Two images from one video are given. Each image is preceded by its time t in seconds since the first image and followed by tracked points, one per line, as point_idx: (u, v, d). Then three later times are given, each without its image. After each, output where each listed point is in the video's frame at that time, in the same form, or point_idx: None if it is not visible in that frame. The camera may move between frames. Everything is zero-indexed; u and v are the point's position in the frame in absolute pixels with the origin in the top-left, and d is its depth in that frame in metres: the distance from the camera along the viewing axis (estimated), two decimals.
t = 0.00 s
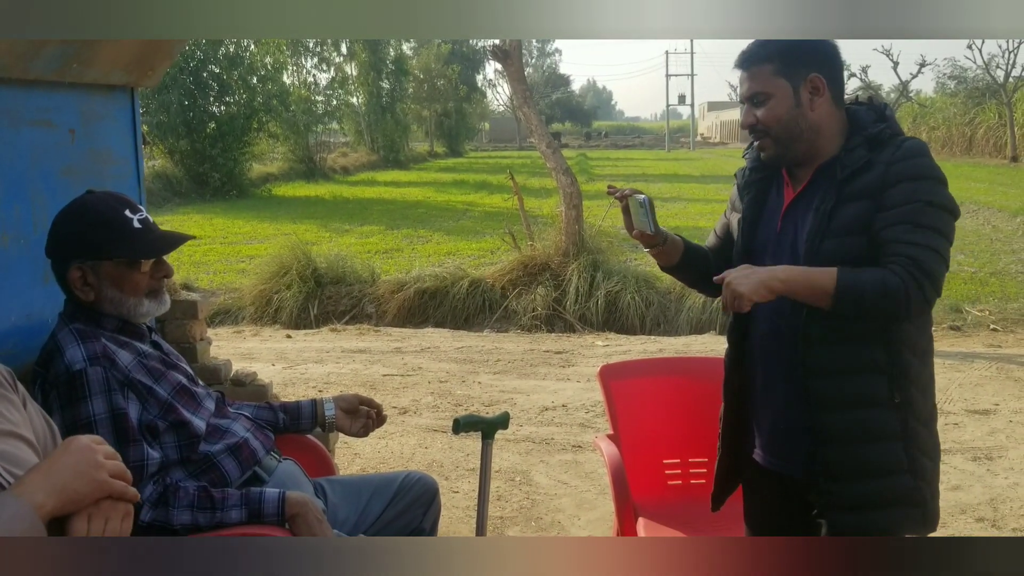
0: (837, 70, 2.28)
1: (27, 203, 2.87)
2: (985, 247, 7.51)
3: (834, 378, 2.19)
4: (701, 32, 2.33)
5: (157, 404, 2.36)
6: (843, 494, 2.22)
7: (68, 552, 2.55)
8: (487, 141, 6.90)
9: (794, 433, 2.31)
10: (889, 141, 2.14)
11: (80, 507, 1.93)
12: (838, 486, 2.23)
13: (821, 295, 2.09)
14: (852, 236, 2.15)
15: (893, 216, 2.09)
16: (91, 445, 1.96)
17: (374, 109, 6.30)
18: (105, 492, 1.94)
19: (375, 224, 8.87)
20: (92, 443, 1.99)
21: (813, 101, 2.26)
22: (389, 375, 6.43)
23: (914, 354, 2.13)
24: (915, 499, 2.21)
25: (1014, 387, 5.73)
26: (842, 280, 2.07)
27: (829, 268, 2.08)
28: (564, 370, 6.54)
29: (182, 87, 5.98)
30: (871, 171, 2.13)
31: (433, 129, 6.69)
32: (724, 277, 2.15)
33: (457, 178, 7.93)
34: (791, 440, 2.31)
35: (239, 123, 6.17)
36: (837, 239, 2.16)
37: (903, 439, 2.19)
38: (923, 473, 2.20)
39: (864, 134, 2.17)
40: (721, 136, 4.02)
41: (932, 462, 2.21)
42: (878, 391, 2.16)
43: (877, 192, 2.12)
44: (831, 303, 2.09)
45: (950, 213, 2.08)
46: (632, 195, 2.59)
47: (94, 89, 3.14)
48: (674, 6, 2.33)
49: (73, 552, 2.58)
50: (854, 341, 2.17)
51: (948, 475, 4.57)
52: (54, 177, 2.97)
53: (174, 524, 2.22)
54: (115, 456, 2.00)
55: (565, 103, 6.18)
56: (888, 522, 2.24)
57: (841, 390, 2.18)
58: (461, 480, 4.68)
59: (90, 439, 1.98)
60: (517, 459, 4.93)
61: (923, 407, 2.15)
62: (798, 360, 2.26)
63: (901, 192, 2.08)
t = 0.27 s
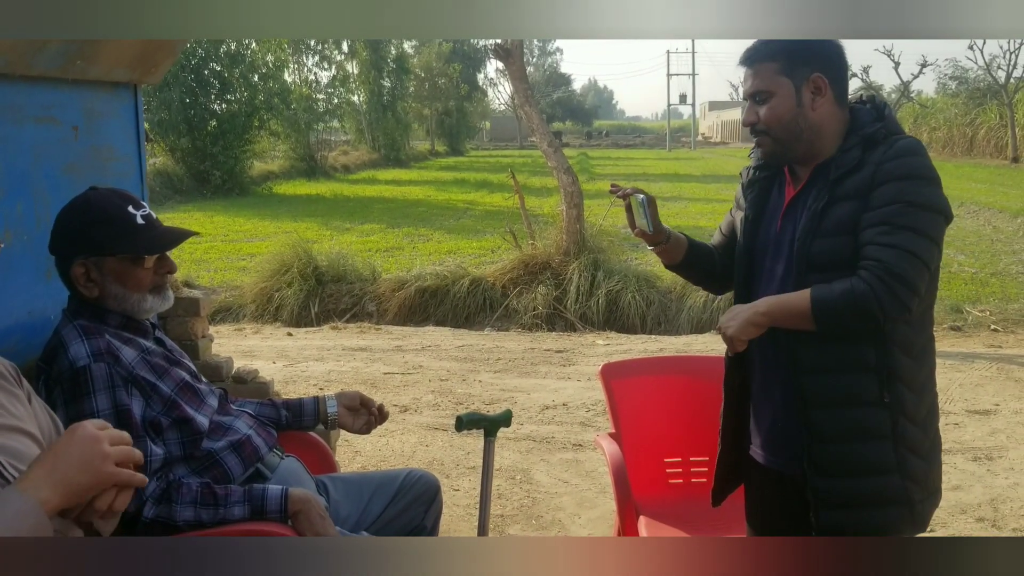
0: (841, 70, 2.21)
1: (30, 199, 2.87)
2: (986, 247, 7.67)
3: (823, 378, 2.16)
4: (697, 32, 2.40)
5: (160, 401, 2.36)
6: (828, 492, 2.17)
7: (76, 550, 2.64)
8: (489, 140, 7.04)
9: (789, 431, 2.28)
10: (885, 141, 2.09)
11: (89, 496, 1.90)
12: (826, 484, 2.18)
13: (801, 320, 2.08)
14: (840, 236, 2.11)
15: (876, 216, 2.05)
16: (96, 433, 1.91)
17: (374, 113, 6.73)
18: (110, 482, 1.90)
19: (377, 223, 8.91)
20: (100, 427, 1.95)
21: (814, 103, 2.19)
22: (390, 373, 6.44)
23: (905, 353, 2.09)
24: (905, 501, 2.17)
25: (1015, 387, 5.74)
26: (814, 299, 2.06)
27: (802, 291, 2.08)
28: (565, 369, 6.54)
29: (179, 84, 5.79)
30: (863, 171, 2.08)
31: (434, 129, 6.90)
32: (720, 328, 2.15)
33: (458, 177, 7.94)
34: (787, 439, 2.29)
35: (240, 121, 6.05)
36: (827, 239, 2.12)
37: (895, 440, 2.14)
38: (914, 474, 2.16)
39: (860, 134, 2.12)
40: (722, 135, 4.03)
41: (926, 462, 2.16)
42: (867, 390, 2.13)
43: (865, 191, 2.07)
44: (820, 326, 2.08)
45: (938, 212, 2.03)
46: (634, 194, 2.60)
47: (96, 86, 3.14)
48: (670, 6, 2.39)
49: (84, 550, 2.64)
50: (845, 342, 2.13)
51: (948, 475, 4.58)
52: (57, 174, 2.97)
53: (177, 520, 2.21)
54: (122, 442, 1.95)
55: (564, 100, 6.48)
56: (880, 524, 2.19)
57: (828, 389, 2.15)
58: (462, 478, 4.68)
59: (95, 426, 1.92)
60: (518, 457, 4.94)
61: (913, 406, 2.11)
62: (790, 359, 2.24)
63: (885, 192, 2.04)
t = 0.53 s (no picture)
0: (845, 70, 2.21)
1: (34, 196, 2.88)
2: (987, 250, 7.74)
3: (828, 381, 2.16)
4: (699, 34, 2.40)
5: (165, 398, 2.36)
6: (833, 494, 2.17)
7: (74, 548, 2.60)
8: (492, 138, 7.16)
9: (792, 433, 2.28)
10: (889, 144, 2.09)
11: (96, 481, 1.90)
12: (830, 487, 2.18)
13: (809, 324, 2.07)
14: (845, 239, 2.11)
15: (882, 219, 2.05)
16: (95, 418, 1.87)
17: (377, 111, 6.52)
18: (116, 468, 1.89)
19: (379, 221, 8.93)
20: (98, 407, 1.91)
21: (819, 102, 2.19)
22: (391, 371, 6.44)
23: (909, 355, 2.10)
24: (910, 503, 2.17)
25: (1016, 390, 5.75)
26: (822, 302, 2.05)
27: (811, 295, 2.08)
28: (566, 368, 6.55)
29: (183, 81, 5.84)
30: (867, 174, 2.09)
31: (435, 126, 6.86)
32: (727, 333, 2.14)
33: (459, 176, 7.96)
34: (790, 440, 2.29)
35: (243, 118, 6.18)
36: (832, 242, 2.12)
37: (899, 442, 2.15)
38: (919, 476, 2.16)
39: (863, 137, 2.12)
40: (724, 137, 4.04)
41: (929, 463, 2.17)
42: (872, 394, 2.13)
43: (870, 195, 2.08)
44: (826, 330, 2.07)
45: (944, 215, 2.03)
46: (638, 195, 2.60)
47: (101, 83, 3.15)
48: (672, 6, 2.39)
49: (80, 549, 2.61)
50: (848, 344, 2.13)
51: (949, 477, 4.59)
52: (61, 171, 2.98)
53: (180, 517, 2.23)
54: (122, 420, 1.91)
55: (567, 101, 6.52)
56: (885, 526, 2.19)
57: (833, 391, 2.15)
58: (463, 477, 4.68)
59: (93, 409, 1.89)
60: (519, 456, 4.94)
61: (917, 408, 2.12)
62: (793, 362, 2.24)
63: (890, 196, 2.04)
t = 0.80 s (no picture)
0: (852, 71, 2.22)
1: (40, 196, 2.88)
2: (987, 251, 7.64)
3: (835, 382, 2.16)
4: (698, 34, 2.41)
5: (172, 397, 2.37)
6: (839, 495, 2.17)
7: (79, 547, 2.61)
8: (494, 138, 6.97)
9: (799, 434, 2.28)
10: (897, 146, 2.09)
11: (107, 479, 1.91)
12: (836, 487, 2.18)
13: (817, 325, 2.08)
14: (853, 240, 2.11)
15: (890, 221, 2.05)
16: (102, 417, 1.87)
17: (378, 112, 6.82)
18: (125, 467, 1.89)
19: (380, 220, 8.89)
20: (104, 405, 1.90)
21: (827, 103, 2.19)
22: (393, 371, 6.44)
23: (916, 357, 2.10)
24: (916, 504, 2.17)
25: (1018, 391, 5.75)
26: (830, 304, 2.06)
27: (819, 296, 2.08)
28: (568, 368, 6.55)
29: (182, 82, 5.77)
30: (874, 176, 2.09)
31: (435, 126, 6.84)
32: (735, 333, 2.16)
33: (460, 176, 7.97)
34: (797, 441, 2.29)
35: (243, 118, 6.02)
36: (840, 243, 2.12)
37: (906, 443, 2.14)
38: (926, 478, 2.16)
39: (871, 138, 2.12)
40: (726, 137, 4.05)
41: (935, 465, 2.17)
42: (879, 395, 2.12)
43: (878, 196, 2.08)
44: (834, 331, 2.08)
45: (951, 217, 2.03)
46: (644, 196, 2.61)
47: (106, 82, 3.16)
48: (674, 6, 2.39)
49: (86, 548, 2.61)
50: (856, 345, 2.13)
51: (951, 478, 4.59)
52: (67, 170, 2.98)
53: (188, 516, 2.23)
54: (130, 418, 1.91)
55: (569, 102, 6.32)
56: (891, 527, 2.19)
57: (841, 393, 2.15)
58: (465, 477, 4.69)
59: (101, 408, 1.89)
60: (521, 456, 4.94)
61: (924, 409, 2.12)
62: (800, 363, 2.24)
63: (898, 197, 2.04)
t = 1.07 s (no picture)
0: (859, 75, 2.23)
1: (46, 195, 2.88)
2: (987, 253, 7.40)
3: (842, 386, 2.16)
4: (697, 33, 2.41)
5: (180, 397, 2.37)
6: (846, 498, 2.17)
7: (80, 546, 2.61)
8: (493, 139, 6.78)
9: (805, 437, 2.28)
10: (904, 150, 2.10)
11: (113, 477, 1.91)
12: (843, 490, 2.18)
13: (823, 328, 2.09)
14: (859, 244, 2.11)
15: (897, 225, 2.06)
16: (107, 415, 1.88)
17: (377, 110, 6.71)
18: (132, 463, 1.91)
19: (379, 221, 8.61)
20: (107, 403, 1.92)
21: (833, 107, 2.21)
22: (394, 372, 6.44)
23: (922, 360, 2.10)
24: (923, 507, 2.17)
25: (1018, 395, 5.76)
26: (837, 307, 2.07)
27: (825, 299, 2.09)
28: (568, 369, 6.55)
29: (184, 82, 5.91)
30: (881, 180, 2.10)
31: (436, 125, 6.77)
32: (741, 335, 2.17)
33: (461, 177, 7.97)
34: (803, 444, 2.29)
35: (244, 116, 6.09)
36: (847, 246, 2.13)
37: (912, 446, 2.15)
38: (932, 481, 2.17)
39: (878, 143, 2.13)
40: (728, 139, 4.05)
41: (941, 468, 2.18)
42: (885, 398, 2.13)
43: (885, 200, 2.08)
44: (841, 335, 2.09)
45: (958, 221, 2.04)
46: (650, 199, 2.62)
47: (112, 81, 3.16)
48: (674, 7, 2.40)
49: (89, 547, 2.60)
50: (862, 348, 2.13)
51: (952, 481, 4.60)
52: (73, 170, 2.98)
53: (195, 516, 2.24)
54: (134, 415, 1.93)
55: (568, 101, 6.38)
56: (897, 530, 2.19)
57: (847, 396, 2.15)
58: (467, 478, 4.69)
59: (105, 406, 1.90)
60: (523, 458, 4.95)
61: (930, 413, 2.12)
62: (806, 366, 2.24)
63: (905, 202, 2.05)
